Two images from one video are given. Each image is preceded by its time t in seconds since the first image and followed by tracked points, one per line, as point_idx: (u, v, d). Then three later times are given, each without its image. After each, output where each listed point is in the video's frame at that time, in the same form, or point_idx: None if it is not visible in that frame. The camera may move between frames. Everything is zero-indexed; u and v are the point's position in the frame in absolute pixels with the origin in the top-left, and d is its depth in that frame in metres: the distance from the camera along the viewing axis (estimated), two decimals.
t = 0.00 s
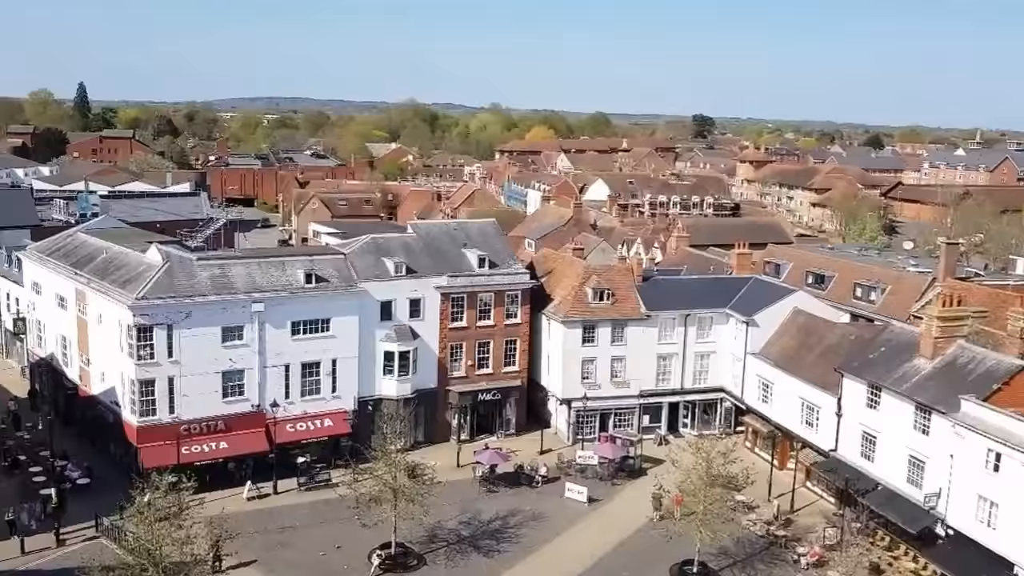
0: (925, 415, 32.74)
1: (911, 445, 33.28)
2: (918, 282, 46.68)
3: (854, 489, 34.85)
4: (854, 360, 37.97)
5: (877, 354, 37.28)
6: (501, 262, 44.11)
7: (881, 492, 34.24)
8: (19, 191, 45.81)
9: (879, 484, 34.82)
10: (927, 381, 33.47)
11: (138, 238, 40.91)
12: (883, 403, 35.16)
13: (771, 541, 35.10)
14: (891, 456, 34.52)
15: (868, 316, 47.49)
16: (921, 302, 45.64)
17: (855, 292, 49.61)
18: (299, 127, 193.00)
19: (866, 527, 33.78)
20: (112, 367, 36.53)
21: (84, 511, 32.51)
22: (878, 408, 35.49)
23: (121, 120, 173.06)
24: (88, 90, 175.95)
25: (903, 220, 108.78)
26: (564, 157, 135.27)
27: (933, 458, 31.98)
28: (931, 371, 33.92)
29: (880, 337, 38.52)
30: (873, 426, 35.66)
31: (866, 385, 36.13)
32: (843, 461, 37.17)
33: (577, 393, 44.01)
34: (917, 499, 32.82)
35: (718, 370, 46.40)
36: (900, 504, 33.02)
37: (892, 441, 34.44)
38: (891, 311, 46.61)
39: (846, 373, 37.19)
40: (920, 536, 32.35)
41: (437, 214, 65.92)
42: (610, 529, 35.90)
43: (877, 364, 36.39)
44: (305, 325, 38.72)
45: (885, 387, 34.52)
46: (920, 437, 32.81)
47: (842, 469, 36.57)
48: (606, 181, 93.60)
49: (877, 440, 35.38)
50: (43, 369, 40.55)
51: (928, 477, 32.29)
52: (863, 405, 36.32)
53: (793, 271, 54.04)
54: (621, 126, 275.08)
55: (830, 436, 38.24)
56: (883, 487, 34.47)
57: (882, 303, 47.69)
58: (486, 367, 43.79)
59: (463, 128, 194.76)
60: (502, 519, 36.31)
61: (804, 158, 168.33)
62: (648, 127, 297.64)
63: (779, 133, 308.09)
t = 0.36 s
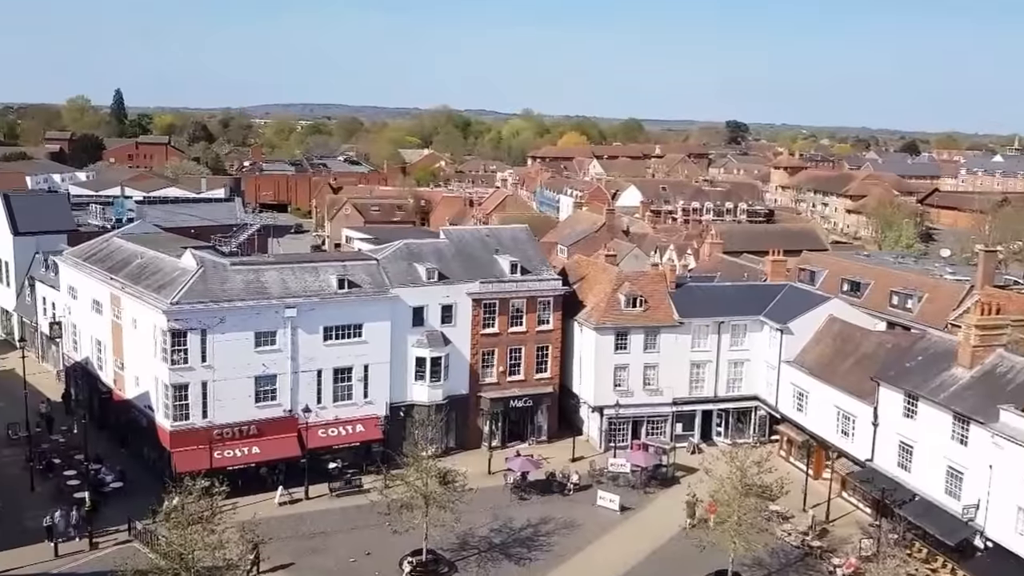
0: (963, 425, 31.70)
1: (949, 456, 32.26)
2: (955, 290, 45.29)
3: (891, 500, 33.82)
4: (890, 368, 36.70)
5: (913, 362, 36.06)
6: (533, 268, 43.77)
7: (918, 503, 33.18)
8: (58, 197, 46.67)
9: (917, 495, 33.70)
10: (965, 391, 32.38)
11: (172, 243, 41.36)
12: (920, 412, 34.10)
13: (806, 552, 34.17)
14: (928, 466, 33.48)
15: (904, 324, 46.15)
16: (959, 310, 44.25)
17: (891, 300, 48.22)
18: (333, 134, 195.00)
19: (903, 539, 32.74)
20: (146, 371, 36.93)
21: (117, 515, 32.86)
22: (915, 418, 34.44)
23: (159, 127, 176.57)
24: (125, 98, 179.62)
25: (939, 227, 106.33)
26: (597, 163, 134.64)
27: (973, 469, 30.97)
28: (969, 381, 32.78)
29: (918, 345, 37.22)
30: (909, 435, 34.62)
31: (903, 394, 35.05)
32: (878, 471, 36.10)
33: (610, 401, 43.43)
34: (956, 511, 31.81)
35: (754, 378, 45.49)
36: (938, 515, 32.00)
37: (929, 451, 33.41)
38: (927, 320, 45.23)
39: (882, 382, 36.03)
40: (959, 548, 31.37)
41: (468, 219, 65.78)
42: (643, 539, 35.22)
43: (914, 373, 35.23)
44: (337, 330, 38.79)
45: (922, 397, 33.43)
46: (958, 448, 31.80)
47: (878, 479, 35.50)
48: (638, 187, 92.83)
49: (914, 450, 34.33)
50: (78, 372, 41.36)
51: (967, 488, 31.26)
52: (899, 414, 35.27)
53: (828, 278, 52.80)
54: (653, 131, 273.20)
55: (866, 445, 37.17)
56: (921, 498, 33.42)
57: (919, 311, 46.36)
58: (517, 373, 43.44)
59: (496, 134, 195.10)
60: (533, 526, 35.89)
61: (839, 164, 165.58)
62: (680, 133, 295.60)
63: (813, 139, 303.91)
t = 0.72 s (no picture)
0: (1005, 436, 30.92)
1: (991, 468, 31.46)
2: (997, 297, 44.16)
3: (930, 512, 33.05)
4: (929, 377, 35.84)
5: (954, 372, 35.14)
6: (564, 275, 43.63)
7: (958, 516, 32.38)
8: (98, 205, 47.71)
9: (956, 508, 32.90)
10: (1007, 402, 31.54)
11: (208, 250, 42.04)
12: (960, 423, 33.27)
13: (842, 565, 33.45)
14: (968, 479, 32.68)
15: (944, 332, 45.15)
16: (1001, 318, 43.20)
17: (929, 308, 47.23)
18: (365, 141, 196.93)
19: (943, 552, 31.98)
20: (182, 376, 37.53)
21: (153, 518, 33.44)
22: (955, 428, 33.61)
23: (195, 136, 179.66)
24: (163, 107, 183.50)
25: (980, 233, 103.92)
26: (628, 170, 133.96)
27: (1015, 482, 30.16)
28: (1011, 391, 31.92)
29: (958, 354, 36.32)
30: (949, 446, 33.79)
31: (942, 404, 34.23)
32: (917, 483, 35.26)
33: (641, 409, 43.08)
34: (997, 524, 31.01)
35: (787, 387, 44.79)
36: (978, 529, 31.22)
37: (970, 462, 32.60)
38: (968, 328, 44.19)
39: (921, 392, 35.23)
40: (1000, 563, 30.60)
41: (499, 226, 65.80)
42: (675, 549, 34.83)
43: (954, 383, 34.37)
44: (368, 336, 39.06)
45: (962, 407, 32.66)
46: (1000, 460, 31.01)
47: (917, 491, 34.69)
48: (670, 194, 92.16)
49: (953, 462, 33.52)
50: (117, 376, 42.19)
51: (1009, 501, 30.46)
52: (939, 425, 34.46)
53: (865, 286, 51.81)
54: (685, 137, 271.15)
55: (904, 456, 36.35)
56: (960, 510, 32.61)
57: (958, 319, 45.31)
58: (547, 381, 43.30)
59: (527, 140, 195.24)
60: (564, 534, 35.69)
61: (876, 170, 162.62)
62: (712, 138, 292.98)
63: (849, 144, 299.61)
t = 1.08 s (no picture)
0: None
1: None
2: None
3: (970, 525, 32.24)
4: (970, 387, 35.00)
5: (995, 381, 34.27)
6: (595, 281, 43.44)
7: (1000, 529, 31.58)
8: (137, 211, 48.73)
9: (998, 521, 32.09)
10: None
11: (243, 255, 42.63)
12: (1002, 434, 32.44)
13: None
14: (1011, 491, 31.85)
15: (984, 341, 44.05)
16: None
17: (969, 315, 46.12)
18: (397, 148, 198.40)
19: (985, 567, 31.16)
20: (217, 380, 38.08)
21: (187, 521, 33.96)
22: (997, 439, 32.78)
23: (231, 143, 182.76)
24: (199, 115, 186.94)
25: None
26: (661, 175, 133.15)
27: None
28: None
29: (1000, 362, 35.42)
30: (990, 458, 32.96)
31: (984, 414, 33.41)
32: (957, 494, 34.43)
33: (672, 416, 42.66)
34: None
35: (822, 395, 44.03)
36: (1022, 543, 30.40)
37: (1012, 475, 31.78)
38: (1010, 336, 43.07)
39: (962, 401, 34.42)
40: None
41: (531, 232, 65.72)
42: (706, 558, 34.44)
43: (996, 392, 33.53)
44: (399, 341, 39.28)
45: (1005, 417, 31.85)
46: None
47: (957, 503, 33.87)
48: (703, 199, 91.38)
49: (995, 473, 32.69)
50: (154, 379, 42.93)
51: None
52: (980, 436, 33.63)
53: (902, 293, 50.75)
54: (718, 142, 268.88)
55: (943, 467, 35.52)
56: (1003, 524, 31.79)
57: (999, 327, 44.18)
58: (578, 387, 43.09)
59: (558, 146, 195.15)
60: (594, 543, 35.44)
61: (914, 175, 159.73)
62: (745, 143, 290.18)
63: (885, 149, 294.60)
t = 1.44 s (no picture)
0: None
1: None
2: None
3: (1012, 538, 31.39)
4: (1012, 396, 34.11)
5: None
6: (626, 286, 43.15)
7: None
8: (174, 216, 49.63)
9: None
10: None
11: (277, 260, 43.14)
12: None
13: None
14: None
15: None
16: None
17: (1011, 322, 44.87)
18: (429, 153, 199.46)
19: None
20: (251, 383, 38.58)
21: (221, 521, 34.51)
22: None
23: (266, 149, 185.28)
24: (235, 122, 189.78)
25: None
26: (693, 180, 132.14)
27: None
28: None
29: None
30: None
31: None
32: (998, 506, 33.53)
33: (704, 423, 42.16)
34: None
35: (859, 403, 43.20)
36: None
37: None
38: None
39: (1003, 411, 33.55)
40: None
41: (561, 237, 65.59)
42: (738, 567, 33.98)
43: None
44: (430, 346, 39.43)
45: None
46: None
47: (998, 515, 32.99)
48: (737, 204, 90.39)
49: None
50: (190, 382, 43.58)
51: None
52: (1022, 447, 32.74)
53: (942, 299, 49.68)
54: (752, 147, 265.96)
55: (984, 478, 34.62)
56: None
57: None
58: (609, 393, 42.79)
59: (589, 151, 194.63)
60: (625, 550, 35.15)
61: (954, 179, 156.40)
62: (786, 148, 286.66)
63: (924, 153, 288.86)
